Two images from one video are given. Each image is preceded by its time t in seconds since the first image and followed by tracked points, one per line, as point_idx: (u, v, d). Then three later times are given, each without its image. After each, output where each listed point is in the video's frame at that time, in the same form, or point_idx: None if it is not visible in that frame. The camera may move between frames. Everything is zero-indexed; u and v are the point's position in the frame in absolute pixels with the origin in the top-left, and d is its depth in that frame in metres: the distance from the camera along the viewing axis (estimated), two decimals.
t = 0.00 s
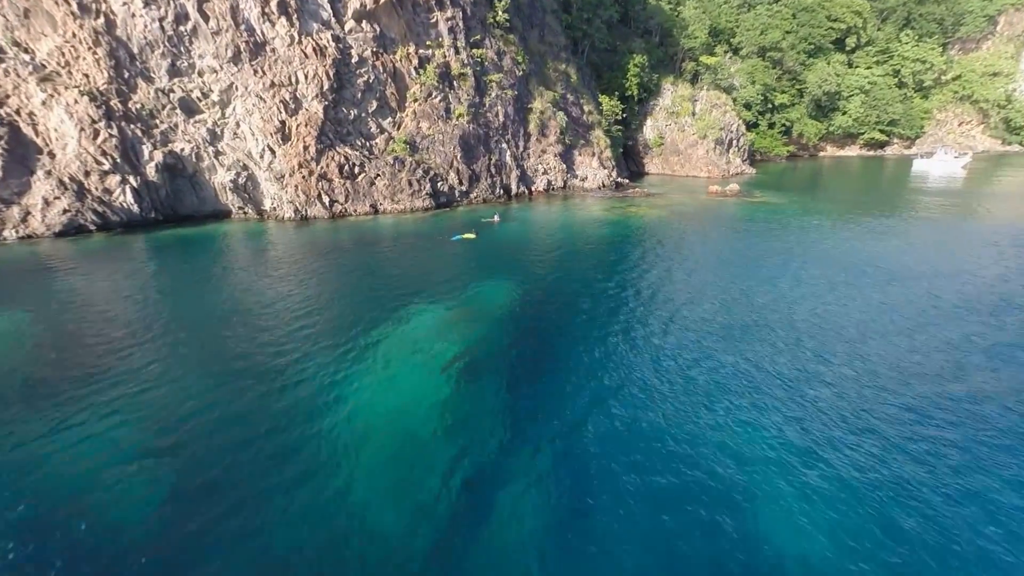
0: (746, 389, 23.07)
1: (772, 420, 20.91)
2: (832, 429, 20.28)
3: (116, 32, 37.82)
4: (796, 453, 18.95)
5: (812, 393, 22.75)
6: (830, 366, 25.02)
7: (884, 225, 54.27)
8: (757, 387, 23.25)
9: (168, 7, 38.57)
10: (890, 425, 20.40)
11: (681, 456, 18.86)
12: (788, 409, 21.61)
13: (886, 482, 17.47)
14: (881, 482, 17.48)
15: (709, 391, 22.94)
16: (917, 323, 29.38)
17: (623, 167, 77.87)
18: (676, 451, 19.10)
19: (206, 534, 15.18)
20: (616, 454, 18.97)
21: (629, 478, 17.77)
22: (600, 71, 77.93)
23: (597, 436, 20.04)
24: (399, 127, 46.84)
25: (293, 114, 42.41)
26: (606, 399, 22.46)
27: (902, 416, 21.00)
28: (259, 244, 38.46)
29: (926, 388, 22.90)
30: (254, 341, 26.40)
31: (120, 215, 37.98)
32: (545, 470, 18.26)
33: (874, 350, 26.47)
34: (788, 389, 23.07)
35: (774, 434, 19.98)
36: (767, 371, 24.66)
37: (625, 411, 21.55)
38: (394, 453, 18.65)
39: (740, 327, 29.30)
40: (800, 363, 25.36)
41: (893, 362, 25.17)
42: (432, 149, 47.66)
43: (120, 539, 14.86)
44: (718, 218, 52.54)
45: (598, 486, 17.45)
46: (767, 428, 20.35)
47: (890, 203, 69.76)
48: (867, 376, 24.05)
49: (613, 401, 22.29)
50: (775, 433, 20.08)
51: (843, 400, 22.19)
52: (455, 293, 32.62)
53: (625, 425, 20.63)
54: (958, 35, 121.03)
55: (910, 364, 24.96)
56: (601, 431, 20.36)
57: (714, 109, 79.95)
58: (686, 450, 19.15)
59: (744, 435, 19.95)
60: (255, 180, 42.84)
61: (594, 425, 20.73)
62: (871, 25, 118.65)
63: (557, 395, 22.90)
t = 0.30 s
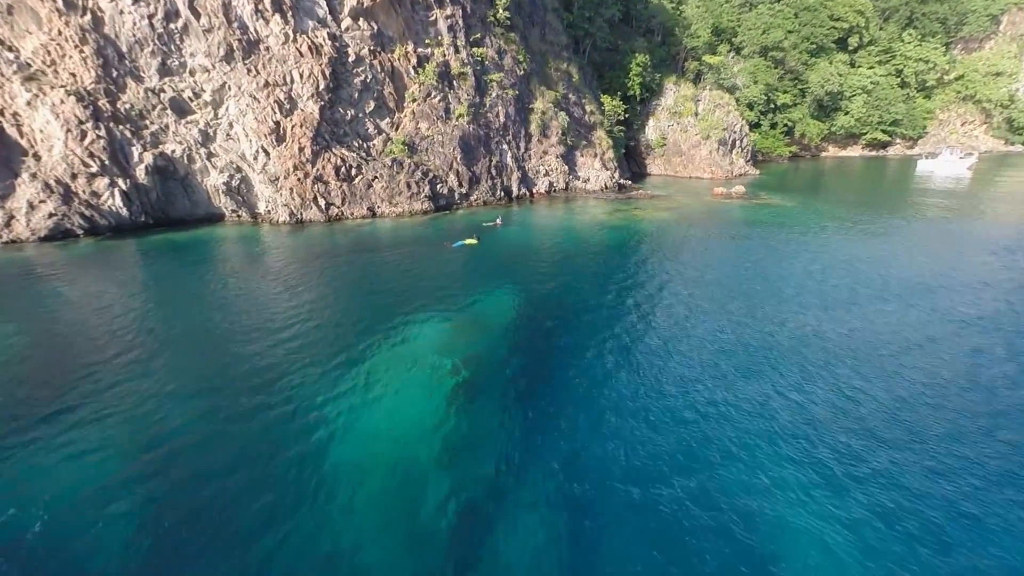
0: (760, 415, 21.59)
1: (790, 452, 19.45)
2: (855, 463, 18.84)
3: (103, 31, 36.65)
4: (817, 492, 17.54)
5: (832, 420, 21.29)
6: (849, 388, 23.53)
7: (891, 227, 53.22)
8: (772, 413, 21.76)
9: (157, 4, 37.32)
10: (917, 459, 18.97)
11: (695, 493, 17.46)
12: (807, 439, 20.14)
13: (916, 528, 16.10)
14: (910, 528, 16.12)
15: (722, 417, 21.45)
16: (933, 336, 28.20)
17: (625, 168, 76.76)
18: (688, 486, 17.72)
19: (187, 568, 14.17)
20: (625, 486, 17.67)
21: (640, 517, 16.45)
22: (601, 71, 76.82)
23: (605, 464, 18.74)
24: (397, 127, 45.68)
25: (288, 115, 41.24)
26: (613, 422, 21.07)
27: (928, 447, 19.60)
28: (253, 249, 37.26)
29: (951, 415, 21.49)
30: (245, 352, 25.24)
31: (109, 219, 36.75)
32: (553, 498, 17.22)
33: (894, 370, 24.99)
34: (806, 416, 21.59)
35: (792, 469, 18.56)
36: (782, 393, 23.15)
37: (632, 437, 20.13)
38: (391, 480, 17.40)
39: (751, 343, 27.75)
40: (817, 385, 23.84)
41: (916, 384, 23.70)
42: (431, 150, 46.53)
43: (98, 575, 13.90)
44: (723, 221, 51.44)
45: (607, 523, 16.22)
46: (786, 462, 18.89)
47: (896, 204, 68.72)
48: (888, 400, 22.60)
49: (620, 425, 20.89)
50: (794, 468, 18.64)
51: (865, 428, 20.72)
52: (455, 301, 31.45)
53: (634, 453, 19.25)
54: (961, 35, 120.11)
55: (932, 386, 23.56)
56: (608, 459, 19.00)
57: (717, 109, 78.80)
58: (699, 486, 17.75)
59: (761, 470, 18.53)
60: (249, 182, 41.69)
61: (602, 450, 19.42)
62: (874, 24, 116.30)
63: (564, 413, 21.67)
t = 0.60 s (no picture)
0: (773, 433, 20.91)
1: (805, 473, 18.79)
2: (874, 484, 18.20)
3: (93, 31, 35.66)
4: (835, 517, 16.92)
5: (848, 438, 20.60)
6: (865, 403, 22.83)
7: (900, 231, 52.22)
8: (785, 430, 21.08)
9: (148, 3, 36.30)
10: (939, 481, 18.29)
11: (707, 526, 16.53)
12: (823, 459, 19.45)
13: (940, 557, 15.52)
14: (932, 556, 15.58)
15: (734, 435, 20.71)
16: (953, 349, 27.13)
17: (628, 170, 75.75)
18: (703, 515, 16.97)
19: None
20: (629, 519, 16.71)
21: (654, 549, 15.70)
22: (603, 72, 75.89)
23: (616, 491, 17.84)
24: (396, 130, 44.66)
25: (284, 117, 40.22)
26: (623, 443, 20.22)
27: (949, 467, 18.93)
28: (248, 255, 36.21)
29: (962, 432, 20.76)
30: (237, 366, 24.13)
31: (99, 225, 35.64)
32: (562, 535, 16.10)
33: (910, 383, 24.27)
34: (821, 433, 20.90)
35: (808, 491, 17.94)
36: (795, 409, 22.47)
37: (643, 460, 19.32)
38: (390, 519, 16.15)
39: (761, 354, 27.01)
40: (831, 399, 23.11)
41: (933, 399, 22.98)
42: (431, 153, 45.53)
43: None
44: (729, 225, 50.50)
45: (620, 564, 15.25)
46: (801, 485, 18.23)
47: (902, 206, 67.68)
48: (905, 416, 21.89)
49: (631, 447, 20.01)
50: (810, 490, 17.99)
51: (882, 447, 20.06)
52: (458, 310, 30.36)
53: (645, 478, 18.47)
54: (963, 35, 119.06)
55: (951, 402, 22.77)
56: (619, 484, 18.19)
57: (720, 110, 77.70)
58: (714, 513, 17.03)
59: (776, 493, 17.89)
60: (244, 186, 40.67)
61: (613, 477, 18.49)
62: (876, 25, 115.40)
63: (572, 438, 20.55)
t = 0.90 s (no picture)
0: (790, 448, 20.32)
1: (828, 491, 18.22)
2: (899, 502, 17.69)
3: (86, 32, 34.71)
4: (851, 537, 16.43)
5: (868, 452, 20.04)
6: (882, 415, 22.28)
7: (911, 234, 51.16)
8: (803, 445, 20.49)
9: (142, 3, 35.33)
10: (965, 497, 17.84)
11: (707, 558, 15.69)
12: (844, 476, 18.90)
13: None
14: None
15: (751, 452, 20.12)
16: (977, 362, 26.22)
17: (632, 172, 74.73)
18: (727, 540, 16.31)
19: None
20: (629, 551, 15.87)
21: None
22: (607, 72, 74.85)
23: (615, 521, 16.91)
24: (397, 133, 43.70)
25: (283, 120, 39.26)
26: (637, 464, 19.46)
27: (973, 481, 18.54)
28: (247, 262, 35.26)
29: (965, 449, 20.15)
30: (235, 382, 23.34)
31: (92, 231, 34.70)
32: None
33: (927, 394, 23.76)
34: (840, 447, 20.34)
35: (813, 510, 17.44)
36: (812, 421, 21.92)
37: (659, 481, 18.61)
38: (393, 561, 15.16)
39: (772, 364, 26.34)
40: (848, 411, 22.54)
41: (952, 410, 22.50)
42: (433, 157, 44.58)
43: None
44: (737, 230, 49.47)
45: None
46: (825, 504, 17.67)
47: (911, 208, 66.40)
48: (925, 428, 21.41)
49: (646, 468, 19.23)
50: (834, 509, 17.48)
51: (904, 461, 19.55)
52: (462, 322, 29.36)
53: (663, 501, 17.79)
54: (970, 34, 117.68)
55: (973, 414, 22.24)
56: (636, 509, 17.43)
57: (726, 111, 76.47)
58: (737, 537, 16.45)
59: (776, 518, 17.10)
60: (242, 191, 39.76)
61: (614, 505, 17.55)
62: (882, 24, 114.23)
63: (585, 463, 19.60)
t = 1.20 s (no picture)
0: (819, 461, 19.47)
1: (866, 507, 17.39)
2: (938, 515, 17.05)
3: (79, 31, 33.74)
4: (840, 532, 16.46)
5: (900, 463, 19.37)
6: (908, 422, 21.69)
7: (923, 237, 50.04)
8: (832, 457, 19.69)
9: (137, 2, 34.31)
10: (1003, 507, 17.37)
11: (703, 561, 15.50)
12: (879, 489, 18.16)
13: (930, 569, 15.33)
14: None
15: (779, 466, 19.20)
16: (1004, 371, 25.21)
17: (637, 174, 73.68)
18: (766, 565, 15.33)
19: None
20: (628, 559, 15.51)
21: None
22: (612, 72, 73.80)
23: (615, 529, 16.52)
24: (399, 135, 42.70)
25: (282, 121, 38.24)
26: (659, 484, 18.26)
27: (993, 484, 18.35)
28: (244, 268, 34.29)
29: (951, 444, 20.36)
30: (231, 395, 22.31)
31: (85, 236, 33.67)
32: None
33: (948, 400, 23.29)
34: (871, 458, 19.61)
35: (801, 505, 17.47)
36: (814, 422, 21.71)
37: (685, 502, 17.52)
38: None
39: (788, 372, 25.47)
40: (872, 420, 21.83)
41: (975, 416, 22.06)
42: (436, 159, 43.57)
43: None
44: (747, 234, 48.38)
45: None
46: (865, 521, 16.83)
47: (920, 210, 65.27)
48: (951, 435, 20.92)
49: (669, 490, 18.04)
50: (859, 518, 16.95)
51: (936, 472, 18.95)
52: (467, 331, 28.29)
53: (672, 509, 17.22)
54: (976, 33, 116.45)
55: (995, 420, 21.84)
56: (664, 535, 16.30)
57: (732, 112, 75.37)
58: (764, 551, 15.81)
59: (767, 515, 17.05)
60: (240, 195, 38.74)
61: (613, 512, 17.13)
62: (887, 24, 113.08)
63: (602, 486, 18.24)
